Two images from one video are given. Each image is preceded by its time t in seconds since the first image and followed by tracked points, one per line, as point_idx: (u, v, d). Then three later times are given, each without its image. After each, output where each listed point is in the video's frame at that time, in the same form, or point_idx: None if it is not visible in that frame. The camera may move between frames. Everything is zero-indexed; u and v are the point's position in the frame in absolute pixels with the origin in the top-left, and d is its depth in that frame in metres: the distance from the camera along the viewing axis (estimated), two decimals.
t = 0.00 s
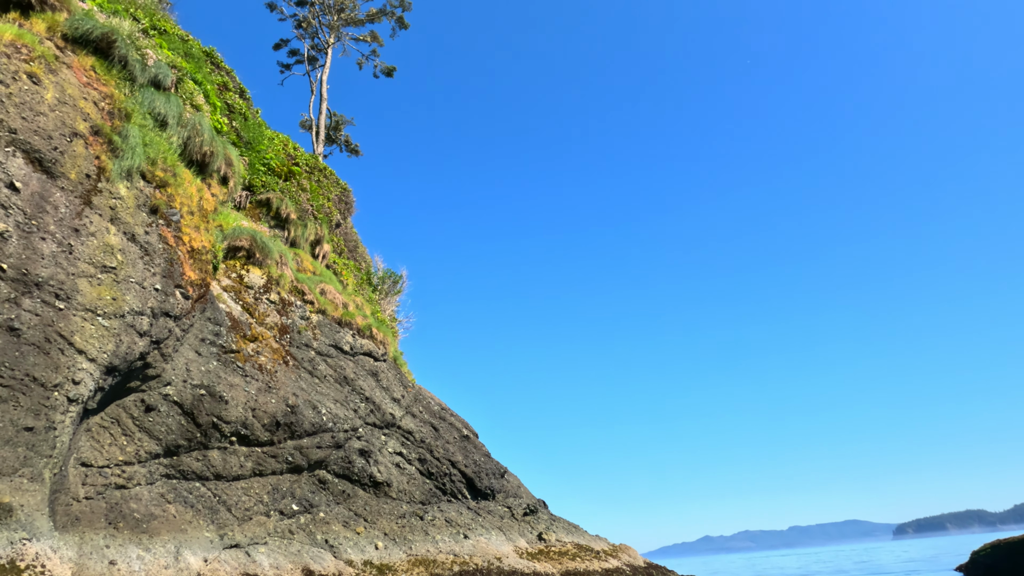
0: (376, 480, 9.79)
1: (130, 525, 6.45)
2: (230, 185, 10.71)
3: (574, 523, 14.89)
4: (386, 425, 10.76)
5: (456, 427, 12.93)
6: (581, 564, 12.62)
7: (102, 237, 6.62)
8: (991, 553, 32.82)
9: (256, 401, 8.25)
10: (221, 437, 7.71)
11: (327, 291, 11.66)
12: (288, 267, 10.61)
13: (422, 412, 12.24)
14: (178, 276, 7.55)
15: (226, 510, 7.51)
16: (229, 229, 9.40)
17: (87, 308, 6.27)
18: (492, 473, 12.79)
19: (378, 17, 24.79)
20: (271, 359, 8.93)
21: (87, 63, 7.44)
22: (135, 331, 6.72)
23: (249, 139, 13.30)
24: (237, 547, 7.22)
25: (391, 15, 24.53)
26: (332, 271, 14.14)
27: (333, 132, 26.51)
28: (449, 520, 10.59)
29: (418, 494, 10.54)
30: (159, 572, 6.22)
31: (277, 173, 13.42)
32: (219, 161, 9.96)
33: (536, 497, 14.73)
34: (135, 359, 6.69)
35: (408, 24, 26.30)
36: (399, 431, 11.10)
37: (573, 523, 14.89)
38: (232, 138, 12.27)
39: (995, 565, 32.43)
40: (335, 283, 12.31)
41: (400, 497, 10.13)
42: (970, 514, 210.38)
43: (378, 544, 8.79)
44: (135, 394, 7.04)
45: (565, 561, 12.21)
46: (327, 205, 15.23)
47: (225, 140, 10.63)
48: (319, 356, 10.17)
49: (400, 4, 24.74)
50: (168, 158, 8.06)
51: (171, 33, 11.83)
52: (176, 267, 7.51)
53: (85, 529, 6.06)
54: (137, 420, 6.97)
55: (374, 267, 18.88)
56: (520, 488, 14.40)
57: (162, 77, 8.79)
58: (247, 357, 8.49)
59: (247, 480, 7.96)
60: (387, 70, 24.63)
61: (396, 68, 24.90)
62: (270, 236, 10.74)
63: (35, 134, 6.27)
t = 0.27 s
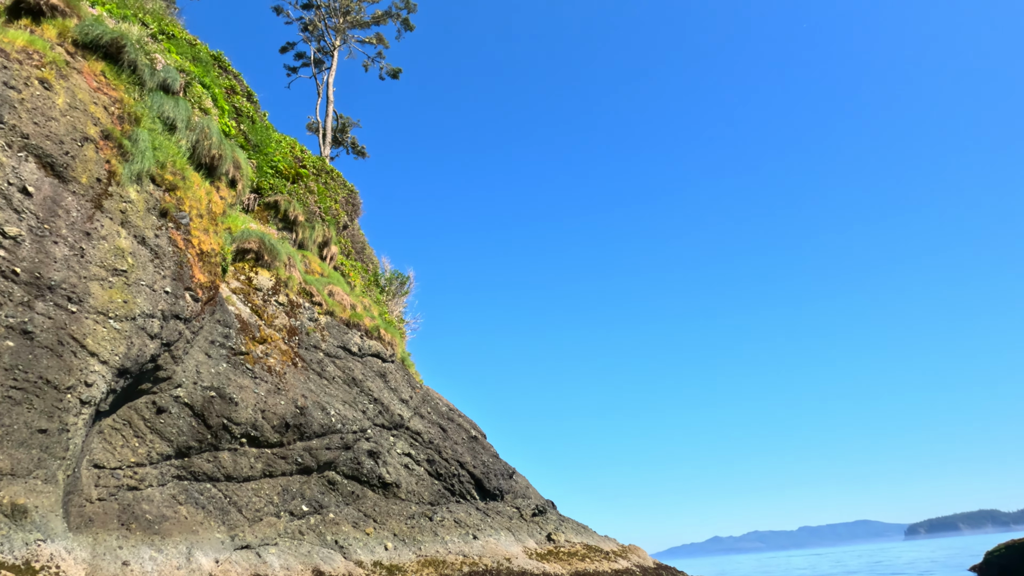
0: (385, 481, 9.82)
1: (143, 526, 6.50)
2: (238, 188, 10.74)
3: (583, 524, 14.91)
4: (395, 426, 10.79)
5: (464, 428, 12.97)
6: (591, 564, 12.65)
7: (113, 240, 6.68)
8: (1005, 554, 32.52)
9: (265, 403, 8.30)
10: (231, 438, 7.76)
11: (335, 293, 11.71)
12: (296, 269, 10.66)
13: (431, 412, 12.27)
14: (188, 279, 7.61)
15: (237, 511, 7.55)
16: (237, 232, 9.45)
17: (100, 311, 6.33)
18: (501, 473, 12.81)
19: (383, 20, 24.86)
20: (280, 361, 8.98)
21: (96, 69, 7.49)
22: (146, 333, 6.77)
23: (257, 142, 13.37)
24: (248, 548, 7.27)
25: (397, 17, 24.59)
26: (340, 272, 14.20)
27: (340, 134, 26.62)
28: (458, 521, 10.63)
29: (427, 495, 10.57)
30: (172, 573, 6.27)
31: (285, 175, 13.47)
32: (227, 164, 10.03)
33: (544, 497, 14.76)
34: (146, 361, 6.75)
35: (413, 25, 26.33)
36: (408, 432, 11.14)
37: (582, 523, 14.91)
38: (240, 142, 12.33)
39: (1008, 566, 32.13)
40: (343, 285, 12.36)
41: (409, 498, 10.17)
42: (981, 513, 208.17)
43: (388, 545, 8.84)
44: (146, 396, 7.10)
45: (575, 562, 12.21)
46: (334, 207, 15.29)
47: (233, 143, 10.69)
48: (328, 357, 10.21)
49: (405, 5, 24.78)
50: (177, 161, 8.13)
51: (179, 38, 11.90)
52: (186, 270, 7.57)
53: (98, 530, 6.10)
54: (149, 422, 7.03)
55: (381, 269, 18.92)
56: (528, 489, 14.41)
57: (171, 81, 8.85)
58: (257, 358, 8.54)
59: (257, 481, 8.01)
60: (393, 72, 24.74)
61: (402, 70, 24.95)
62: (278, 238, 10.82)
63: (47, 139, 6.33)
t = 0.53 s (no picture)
0: (410, 484, 9.89)
1: (176, 530, 6.63)
2: (261, 197, 11.08)
3: (608, 526, 14.88)
4: (418, 429, 10.85)
5: (487, 430, 13.04)
6: (617, 567, 12.58)
7: (142, 250, 6.83)
8: None
9: (291, 408, 8.41)
10: (259, 443, 7.88)
11: (357, 298, 11.83)
12: (319, 275, 10.80)
13: (454, 415, 12.32)
14: (214, 287, 7.73)
15: (266, 515, 7.66)
16: (261, 239, 9.71)
17: (131, 320, 6.49)
18: (524, 476, 12.79)
19: (398, 27, 25.08)
20: (305, 366, 9.09)
21: (124, 83, 7.60)
22: (175, 341, 6.92)
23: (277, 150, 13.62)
24: (278, 551, 7.38)
25: (411, 23, 24.78)
26: (361, 277, 14.37)
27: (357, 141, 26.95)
28: (483, 524, 10.66)
29: (452, 497, 10.61)
30: None
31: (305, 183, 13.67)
32: (250, 173, 10.27)
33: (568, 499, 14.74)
34: (176, 368, 6.89)
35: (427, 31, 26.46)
36: (431, 435, 11.19)
37: (607, 526, 14.88)
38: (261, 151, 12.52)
39: None
40: (364, 290, 12.48)
41: (434, 501, 10.21)
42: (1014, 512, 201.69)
43: (413, 548, 8.90)
44: (176, 403, 7.24)
45: (601, 564, 12.14)
46: (354, 213, 15.45)
47: (255, 152, 10.85)
48: (351, 362, 10.34)
49: (419, 11, 24.94)
50: (202, 172, 8.28)
51: (201, 51, 12.14)
52: (212, 278, 7.70)
53: (133, 534, 6.24)
54: (179, 427, 7.18)
55: (402, 273, 19.05)
56: (552, 491, 14.35)
57: (194, 93, 9.04)
58: (282, 364, 8.67)
59: (285, 485, 8.12)
60: (408, 78, 25.02)
61: (417, 75, 25.11)
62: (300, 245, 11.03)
63: (78, 154, 6.51)
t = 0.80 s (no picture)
0: (443, 490, 9.92)
1: (218, 539, 6.78)
2: (290, 210, 11.21)
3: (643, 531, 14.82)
4: (449, 436, 10.90)
5: (517, 435, 13.04)
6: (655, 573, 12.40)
7: (179, 266, 7.05)
8: None
9: (325, 417, 8.54)
10: (295, 451, 8.00)
11: (386, 306, 11.95)
12: (348, 284, 10.99)
13: (484, 421, 12.36)
14: (248, 299, 7.95)
15: (303, 523, 7.76)
16: (291, 252, 9.82)
17: (170, 334, 6.70)
18: (557, 481, 12.71)
19: (417, 37, 25.38)
20: (337, 375, 9.23)
21: (158, 105, 7.84)
22: (212, 353, 7.11)
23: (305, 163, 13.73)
24: (316, 558, 7.47)
25: (431, 33, 25.05)
26: (389, 286, 14.59)
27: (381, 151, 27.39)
28: (517, 530, 10.61)
29: (485, 503, 10.61)
30: None
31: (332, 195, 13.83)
32: (279, 187, 10.45)
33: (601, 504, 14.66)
34: (213, 380, 7.09)
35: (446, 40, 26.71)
36: (462, 441, 11.23)
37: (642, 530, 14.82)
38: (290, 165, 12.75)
39: None
40: (392, 298, 12.62)
41: (467, 507, 10.22)
42: None
43: (449, 555, 8.88)
44: (215, 414, 7.42)
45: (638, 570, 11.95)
46: (380, 222, 15.66)
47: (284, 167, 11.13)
48: (381, 369, 10.47)
49: (438, 22, 25.23)
50: (233, 188, 8.52)
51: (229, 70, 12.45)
52: (245, 291, 7.92)
53: (178, 542, 6.41)
54: (218, 438, 7.36)
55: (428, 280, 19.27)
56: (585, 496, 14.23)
57: (224, 111, 9.30)
58: (315, 373, 8.82)
59: (321, 493, 8.23)
60: (429, 87, 25.27)
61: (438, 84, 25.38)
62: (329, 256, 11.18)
63: (117, 174, 6.75)
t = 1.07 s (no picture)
0: (482, 497, 9.94)
1: (265, 547, 6.93)
2: (324, 224, 11.46)
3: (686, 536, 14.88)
4: (485, 442, 10.92)
5: (554, 440, 12.97)
6: None
7: (221, 282, 7.29)
8: None
9: (364, 425, 8.67)
10: (335, 460, 8.15)
11: (420, 315, 12.08)
12: (381, 294, 11.17)
13: (520, 426, 12.34)
14: (287, 312, 8.15)
15: (346, 531, 7.90)
16: (326, 264, 9.99)
17: (215, 348, 6.93)
18: (595, 486, 12.57)
19: (441, 48, 25.73)
20: (374, 384, 9.37)
21: (197, 128, 8.15)
22: (255, 366, 7.32)
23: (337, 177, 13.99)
24: (359, 566, 7.59)
25: (454, 43, 25.35)
26: (421, 295, 14.78)
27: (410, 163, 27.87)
28: (557, 536, 10.58)
29: (524, 510, 10.59)
30: None
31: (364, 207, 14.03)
32: (312, 202, 10.66)
33: (642, 509, 14.58)
34: (256, 392, 7.29)
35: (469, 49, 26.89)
36: (499, 448, 11.22)
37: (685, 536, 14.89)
38: (323, 180, 13.03)
39: None
40: (425, 306, 12.76)
41: (506, 513, 10.19)
42: None
43: (489, 562, 8.94)
44: (258, 425, 7.62)
45: None
46: (410, 232, 15.87)
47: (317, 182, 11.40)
48: (417, 377, 10.56)
49: (461, 32, 25.46)
50: (269, 204, 8.77)
51: (262, 92, 12.86)
52: (284, 303, 8.11)
53: (227, 551, 6.55)
54: (262, 448, 7.54)
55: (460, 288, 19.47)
56: (624, 501, 14.09)
57: (259, 130, 9.61)
58: (353, 383, 8.97)
59: (362, 501, 8.36)
60: (454, 96, 25.42)
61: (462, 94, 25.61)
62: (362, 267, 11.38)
63: (161, 196, 7.02)
